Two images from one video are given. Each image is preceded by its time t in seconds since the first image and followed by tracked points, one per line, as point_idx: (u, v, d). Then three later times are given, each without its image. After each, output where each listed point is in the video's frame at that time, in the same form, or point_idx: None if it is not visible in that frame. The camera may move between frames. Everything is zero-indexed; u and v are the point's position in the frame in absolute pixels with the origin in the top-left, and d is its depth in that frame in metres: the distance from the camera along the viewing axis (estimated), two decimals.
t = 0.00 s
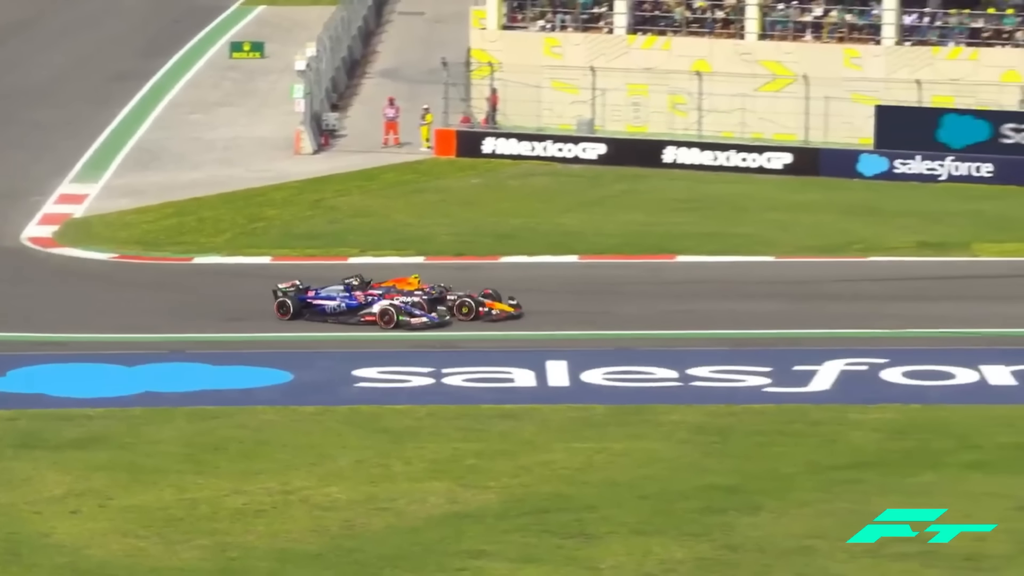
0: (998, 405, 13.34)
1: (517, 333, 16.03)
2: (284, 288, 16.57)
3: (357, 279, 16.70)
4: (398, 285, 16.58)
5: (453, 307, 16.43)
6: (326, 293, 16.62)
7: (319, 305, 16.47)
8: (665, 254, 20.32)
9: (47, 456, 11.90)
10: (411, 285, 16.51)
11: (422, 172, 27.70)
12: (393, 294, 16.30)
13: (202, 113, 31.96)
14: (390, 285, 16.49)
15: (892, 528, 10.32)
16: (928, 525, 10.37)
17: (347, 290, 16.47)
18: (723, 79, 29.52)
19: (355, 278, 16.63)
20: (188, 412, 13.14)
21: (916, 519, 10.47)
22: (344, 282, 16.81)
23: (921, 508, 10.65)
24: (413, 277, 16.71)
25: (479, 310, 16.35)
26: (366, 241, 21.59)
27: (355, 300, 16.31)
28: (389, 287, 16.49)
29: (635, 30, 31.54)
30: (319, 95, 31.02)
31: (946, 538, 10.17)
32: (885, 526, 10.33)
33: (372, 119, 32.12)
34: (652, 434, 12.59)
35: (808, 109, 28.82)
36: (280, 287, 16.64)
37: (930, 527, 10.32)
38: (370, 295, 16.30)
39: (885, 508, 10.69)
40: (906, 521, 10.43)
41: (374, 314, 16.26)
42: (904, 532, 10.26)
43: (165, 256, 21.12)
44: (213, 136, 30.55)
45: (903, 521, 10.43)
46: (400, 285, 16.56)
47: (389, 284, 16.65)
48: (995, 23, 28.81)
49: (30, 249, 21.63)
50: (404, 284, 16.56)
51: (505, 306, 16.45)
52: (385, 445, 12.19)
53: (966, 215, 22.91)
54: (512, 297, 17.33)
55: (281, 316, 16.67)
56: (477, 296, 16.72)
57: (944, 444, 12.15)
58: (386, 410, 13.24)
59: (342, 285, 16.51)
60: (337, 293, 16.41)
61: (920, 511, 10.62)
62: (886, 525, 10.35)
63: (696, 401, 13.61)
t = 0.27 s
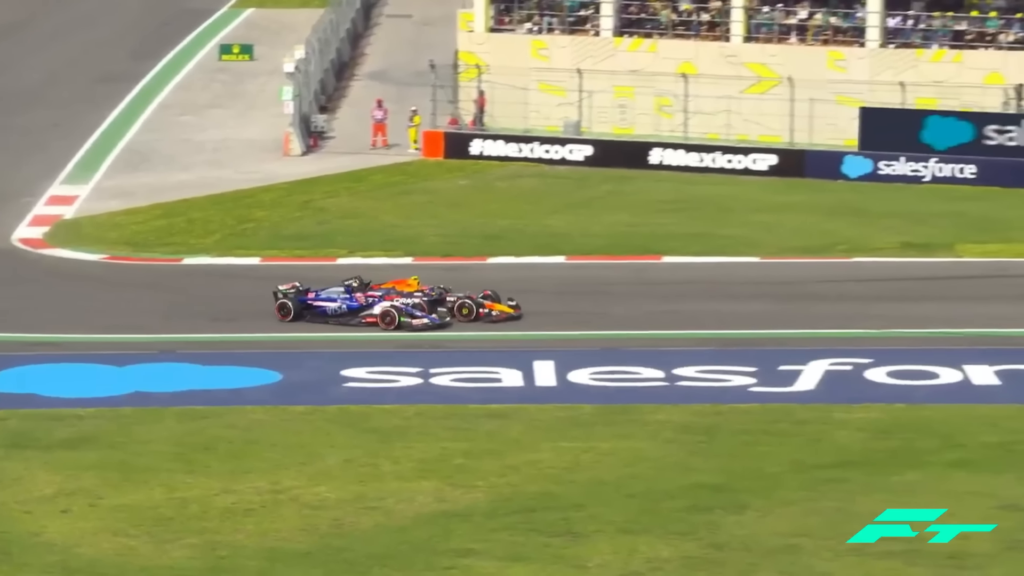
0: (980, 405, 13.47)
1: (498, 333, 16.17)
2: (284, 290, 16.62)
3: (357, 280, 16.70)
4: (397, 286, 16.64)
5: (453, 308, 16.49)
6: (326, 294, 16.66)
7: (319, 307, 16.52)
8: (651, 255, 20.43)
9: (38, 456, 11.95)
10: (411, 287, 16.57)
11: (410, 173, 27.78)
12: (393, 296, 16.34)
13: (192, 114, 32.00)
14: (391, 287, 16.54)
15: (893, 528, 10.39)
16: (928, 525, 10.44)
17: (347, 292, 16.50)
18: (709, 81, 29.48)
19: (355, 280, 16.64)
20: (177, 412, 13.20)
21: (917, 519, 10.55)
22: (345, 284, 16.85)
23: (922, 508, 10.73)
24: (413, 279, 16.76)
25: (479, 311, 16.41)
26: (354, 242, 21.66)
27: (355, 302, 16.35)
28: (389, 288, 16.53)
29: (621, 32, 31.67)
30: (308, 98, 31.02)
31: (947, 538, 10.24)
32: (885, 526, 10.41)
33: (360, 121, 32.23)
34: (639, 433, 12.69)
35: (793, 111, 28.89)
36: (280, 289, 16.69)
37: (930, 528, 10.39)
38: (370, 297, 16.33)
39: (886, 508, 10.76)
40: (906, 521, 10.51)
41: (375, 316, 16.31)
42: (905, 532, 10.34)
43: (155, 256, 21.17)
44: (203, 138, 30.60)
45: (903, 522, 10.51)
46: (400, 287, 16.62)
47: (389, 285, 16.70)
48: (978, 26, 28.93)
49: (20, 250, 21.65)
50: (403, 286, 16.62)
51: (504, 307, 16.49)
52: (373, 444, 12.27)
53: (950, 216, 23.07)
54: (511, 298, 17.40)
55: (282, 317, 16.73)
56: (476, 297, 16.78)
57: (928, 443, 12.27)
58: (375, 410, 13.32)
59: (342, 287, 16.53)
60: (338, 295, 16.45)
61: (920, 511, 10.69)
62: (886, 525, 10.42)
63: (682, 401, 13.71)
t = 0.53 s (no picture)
0: (947, 404, 13.72)
1: (463, 330, 16.42)
2: (286, 293, 16.64)
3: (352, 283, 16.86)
4: (397, 290, 16.73)
5: (454, 310, 16.59)
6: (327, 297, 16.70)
7: (322, 309, 16.55)
8: (624, 256, 20.64)
9: (20, 455, 12.06)
10: (411, 289, 16.66)
11: (386, 176, 27.94)
12: (395, 298, 16.41)
13: (171, 118, 32.07)
14: (391, 290, 16.61)
15: (892, 528, 10.54)
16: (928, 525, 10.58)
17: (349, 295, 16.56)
18: (682, 86, 29.60)
19: (355, 282, 16.71)
20: (157, 412, 13.31)
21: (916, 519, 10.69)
22: (345, 286, 16.89)
23: (922, 508, 10.87)
24: (413, 282, 16.86)
25: (480, 314, 16.51)
26: (332, 244, 21.80)
27: (358, 304, 16.40)
28: (389, 291, 16.61)
29: (594, 37, 31.84)
30: (285, 102, 31.09)
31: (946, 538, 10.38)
32: (885, 526, 10.56)
33: (337, 124, 32.42)
34: (613, 432, 12.88)
35: (764, 114, 29.16)
36: (282, 292, 16.72)
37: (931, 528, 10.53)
38: (372, 300, 16.39)
39: (887, 507, 10.92)
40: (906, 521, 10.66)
41: (378, 319, 16.36)
42: (904, 532, 10.49)
43: (135, 258, 21.25)
44: (182, 141, 30.68)
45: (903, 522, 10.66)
46: (400, 290, 16.70)
47: (389, 288, 16.78)
48: (945, 31, 29.25)
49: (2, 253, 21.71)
50: (404, 289, 16.70)
51: (504, 309, 16.64)
52: (350, 443, 12.42)
53: (918, 218, 23.38)
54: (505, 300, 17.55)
55: (285, 321, 16.78)
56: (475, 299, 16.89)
57: (897, 441, 12.51)
58: (352, 410, 13.46)
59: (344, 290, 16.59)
60: (340, 298, 16.49)
61: (920, 511, 10.84)
62: (886, 525, 10.57)
63: (655, 400, 13.91)
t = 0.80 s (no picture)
0: (929, 403, 13.85)
1: (464, 331, 16.48)
2: (287, 294, 16.70)
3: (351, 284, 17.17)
4: (397, 291, 16.82)
5: (454, 311, 16.66)
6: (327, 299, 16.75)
7: (323, 311, 16.59)
8: (611, 256, 20.75)
9: (11, 454, 12.11)
10: (410, 291, 16.75)
11: (375, 178, 28.02)
12: (395, 299, 16.49)
13: (162, 120, 32.11)
14: (391, 291, 16.68)
15: (892, 528, 10.60)
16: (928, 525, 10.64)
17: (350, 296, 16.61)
18: (668, 87, 29.86)
19: (355, 284, 16.78)
20: (147, 411, 13.37)
21: (916, 519, 10.75)
22: (345, 288, 16.95)
23: (921, 508, 10.94)
24: (412, 284, 16.97)
25: (480, 314, 16.60)
26: (321, 244, 21.86)
27: (359, 305, 16.45)
28: (389, 292, 16.69)
29: (581, 39, 32.03)
30: (274, 103, 31.14)
31: (946, 538, 10.44)
32: (885, 526, 10.62)
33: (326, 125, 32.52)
34: (601, 432, 12.98)
35: (749, 116, 29.28)
36: (283, 293, 16.78)
37: (930, 528, 10.59)
38: (373, 301, 16.45)
39: (886, 508, 10.99)
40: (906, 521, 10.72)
41: (379, 320, 16.41)
42: (904, 532, 10.55)
43: (126, 258, 21.29)
44: (172, 143, 30.73)
45: (903, 521, 10.72)
46: (400, 291, 16.77)
47: (389, 290, 16.86)
48: (929, 33, 29.39)
49: None
50: (403, 290, 16.85)
51: (504, 310, 16.73)
52: (339, 442, 12.50)
53: (903, 218, 23.53)
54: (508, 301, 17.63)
55: (286, 322, 16.82)
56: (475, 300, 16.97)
57: (881, 440, 12.64)
58: (341, 409, 13.53)
59: (345, 291, 16.64)
60: (341, 299, 16.54)
61: (920, 511, 10.90)
62: (885, 525, 10.63)
63: (642, 400, 14.00)
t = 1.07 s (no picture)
0: (913, 402, 13.97)
1: (465, 331, 16.56)
2: (288, 296, 16.75)
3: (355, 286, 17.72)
4: (396, 292, 16.90)
5: (454, 312, 16.73)
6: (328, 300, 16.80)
7: (324, 312, 16.64)
8: (598, 257, 20.87)
9: (2, 453, 12.16)
10: (410, 292, 16.83)
11: (364, 179, 28.09)
12: (395, 301, 16.56)
13: (152, 121, 32.15)
14: (391, 293, 16.75)
15: (893, 528, 10.67)
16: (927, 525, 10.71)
17: (351, 297, 16.65)
18: (655, 89, 30.09)
19: (356, 285, 16.84)
20: (136, 411, 13.43)
21: (916, 519, 10.82)
22: (346, 289, 17.00)
23: (921, 508, 11.00)
24: (411, 285, 17.05)
25: (481, 315, 16.67)
26: (310, 245, 21.92)
27: (360, 306, 16.50)
28: (389, 294, 16.76)
29: (569, 42, 32.23)
30: (264, 104, 31.24)
31: (946, 538, 10.51)
32: (885, 526, 10.68)
33: (315, 126, 32.58)
34: (587, 431, 13.07)
35: (734, 117, 29.40)
36: (284, 295, 16.84)
37: (930, 527, 10.66)
38: (374, 301, 16.49)
39: (886, 508, 11.05)
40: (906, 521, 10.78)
41: (380, 321, 16.45)
42: (905, 531, 10.61)
43: (116, 259, 21.33)
44: (163, 144, 30.77)
45: (903, 522, 10.78)
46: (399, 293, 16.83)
47: (388, 291, 16.93)
48: (914, 35, 29.45)
49: None
50: (404, 291, 16.98)
51: (504, 310, 16.80)
52: (328, 441, 12.58)
53: (888, 219, 23.67)
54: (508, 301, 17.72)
55: (286, 323, 16.89)
56: (476, 302, 17.06)
57: (866, 439, 12.76)
58: (331, 409, 13.61)
59: (345, 292, 16.68)
60: (341, 300, 16.59)
61: (918, 511, 10.97)
62: (886, 525, 10.70)
63: (629, 399, 14.11)
